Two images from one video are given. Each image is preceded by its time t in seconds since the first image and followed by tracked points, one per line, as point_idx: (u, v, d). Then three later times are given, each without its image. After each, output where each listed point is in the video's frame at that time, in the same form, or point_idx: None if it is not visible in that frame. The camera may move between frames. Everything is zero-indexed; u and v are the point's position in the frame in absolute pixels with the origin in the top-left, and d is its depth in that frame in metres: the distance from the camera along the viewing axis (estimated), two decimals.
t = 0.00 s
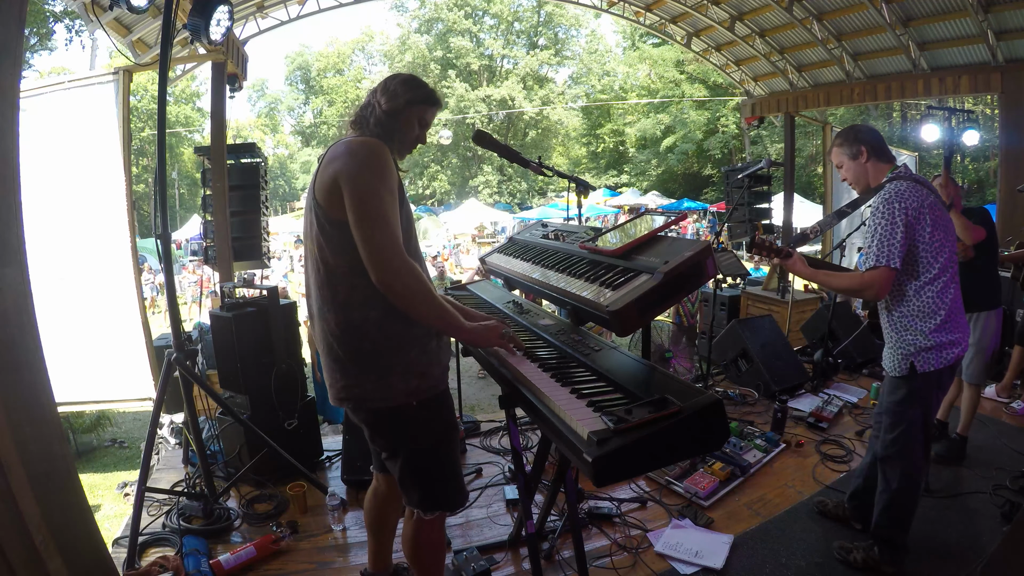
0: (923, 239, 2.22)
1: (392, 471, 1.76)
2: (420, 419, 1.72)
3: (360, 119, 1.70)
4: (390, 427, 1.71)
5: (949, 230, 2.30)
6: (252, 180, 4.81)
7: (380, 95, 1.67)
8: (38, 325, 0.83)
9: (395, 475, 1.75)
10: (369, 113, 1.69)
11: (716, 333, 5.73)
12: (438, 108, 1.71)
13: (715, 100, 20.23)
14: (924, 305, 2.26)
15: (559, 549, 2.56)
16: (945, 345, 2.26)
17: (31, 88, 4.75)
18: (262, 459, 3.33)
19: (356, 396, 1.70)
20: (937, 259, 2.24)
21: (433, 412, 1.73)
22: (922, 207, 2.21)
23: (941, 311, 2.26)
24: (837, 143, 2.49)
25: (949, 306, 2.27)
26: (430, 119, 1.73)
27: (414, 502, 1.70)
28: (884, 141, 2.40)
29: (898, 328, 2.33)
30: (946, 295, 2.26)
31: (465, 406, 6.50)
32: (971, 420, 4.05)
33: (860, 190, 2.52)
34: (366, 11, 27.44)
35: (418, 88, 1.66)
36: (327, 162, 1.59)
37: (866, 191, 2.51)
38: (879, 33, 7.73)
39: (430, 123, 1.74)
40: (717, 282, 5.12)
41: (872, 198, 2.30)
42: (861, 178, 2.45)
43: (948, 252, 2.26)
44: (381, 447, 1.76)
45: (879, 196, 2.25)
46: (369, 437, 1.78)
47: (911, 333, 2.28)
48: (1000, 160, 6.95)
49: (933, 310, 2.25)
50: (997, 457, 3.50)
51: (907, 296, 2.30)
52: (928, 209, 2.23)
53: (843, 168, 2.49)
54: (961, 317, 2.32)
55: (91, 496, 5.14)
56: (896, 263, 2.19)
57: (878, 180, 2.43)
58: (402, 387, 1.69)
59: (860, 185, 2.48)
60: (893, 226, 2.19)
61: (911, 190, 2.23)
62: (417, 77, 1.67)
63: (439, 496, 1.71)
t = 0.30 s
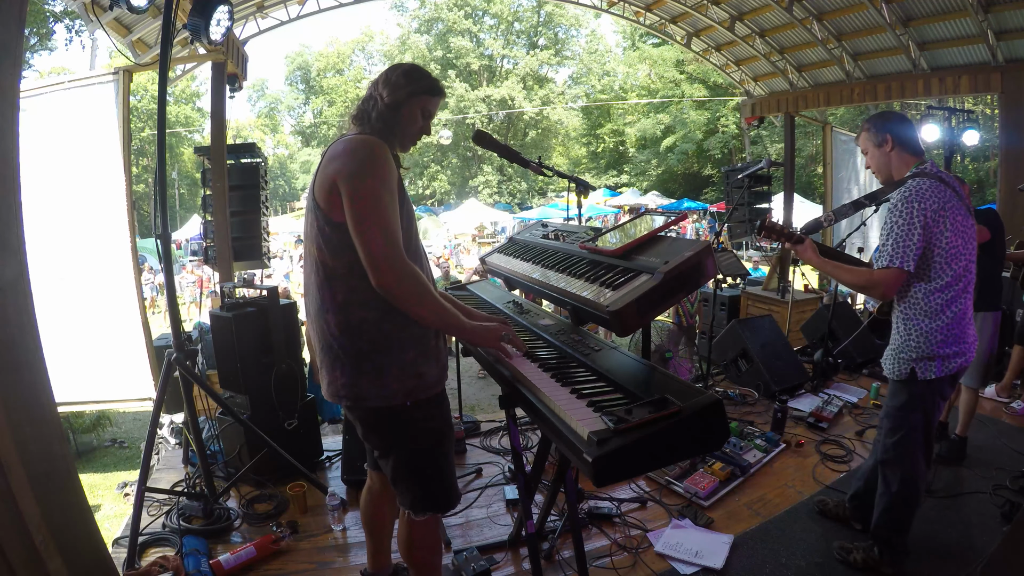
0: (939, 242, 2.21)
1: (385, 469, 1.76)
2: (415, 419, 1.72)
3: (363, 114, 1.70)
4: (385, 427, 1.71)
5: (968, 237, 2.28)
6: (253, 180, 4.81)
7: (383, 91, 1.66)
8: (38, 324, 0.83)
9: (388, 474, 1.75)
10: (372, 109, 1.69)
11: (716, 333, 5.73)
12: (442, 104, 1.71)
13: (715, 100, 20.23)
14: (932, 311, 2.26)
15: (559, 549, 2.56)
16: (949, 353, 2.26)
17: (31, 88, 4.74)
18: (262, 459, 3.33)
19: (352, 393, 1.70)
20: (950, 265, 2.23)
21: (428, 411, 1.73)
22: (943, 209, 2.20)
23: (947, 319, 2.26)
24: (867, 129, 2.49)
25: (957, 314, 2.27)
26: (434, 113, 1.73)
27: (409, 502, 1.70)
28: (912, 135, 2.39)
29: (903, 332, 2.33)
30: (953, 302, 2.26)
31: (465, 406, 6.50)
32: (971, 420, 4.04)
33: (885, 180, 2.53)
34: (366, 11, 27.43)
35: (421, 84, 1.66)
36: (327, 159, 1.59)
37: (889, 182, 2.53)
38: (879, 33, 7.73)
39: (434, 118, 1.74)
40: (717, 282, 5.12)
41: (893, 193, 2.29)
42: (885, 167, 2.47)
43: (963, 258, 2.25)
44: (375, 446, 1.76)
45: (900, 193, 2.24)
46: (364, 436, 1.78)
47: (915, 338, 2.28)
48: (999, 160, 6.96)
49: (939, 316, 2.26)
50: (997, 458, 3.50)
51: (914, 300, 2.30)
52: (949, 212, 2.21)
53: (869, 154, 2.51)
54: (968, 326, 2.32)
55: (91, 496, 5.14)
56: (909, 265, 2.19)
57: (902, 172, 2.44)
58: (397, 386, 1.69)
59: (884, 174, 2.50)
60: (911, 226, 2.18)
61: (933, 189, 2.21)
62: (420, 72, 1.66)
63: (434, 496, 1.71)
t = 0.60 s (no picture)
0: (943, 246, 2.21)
1: (376, 468, 1.76)
2: (406, 420, 1.71)
3: (374, 112, 1.71)
4: (376, 427, 1.71)
5: (971, 239, 2.29)
6: (252, 180, 4.81)
7: (395, 91, 1.66)
8: (38, 324, 0.83)
9: (379, 474, 1.75)
10: (383, 108, 1.69)
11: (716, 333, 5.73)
12: (455, 107, 1.70)
13: (716, 100, 20.21)
14: (940, 316, 2.26)
15: (559, 549, 2.56)
16: (957, 357, 2.26)
17: (31, 88, 4.74)
18: (262, 459, 3.33)
19: (345, 391, 1.70)
20: (955, 269, 2.24)
21: (419, 411, 1.73)
22: (945, 213, 2.20)
23: (954, 323, 2.26)
24: (863, 137, 2.49)
25: (964, 318, 2.28)
26: (448, 116, 1.73)
27: (401, 504, 1.70)
28: (908, 139, 2.39)
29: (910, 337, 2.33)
30: (960, 306, 2.27)
31: (465, 406, 6.50)
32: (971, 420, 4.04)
33: (885, 185, 2.52)
34: (366, 11, 27.43)
35: (435, 85, 1.66)
36: (334, 157, 1.59)
37: (889, 186, 2.52)
38: (879, 33, 7.73)
39: (447, 121, 1.73)
40: (717, 282, 5.13)
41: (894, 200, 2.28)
42: (883, 174, 2.47)
43: (967, 262, 2.26)
44: (366, 445, 1.76)
45: (902, 199, 2.23)
46: (355, 434, 1.78)
47: (922, 343, 2.27)
48: (999, 160, 6.96)
49: (947, 321, 2.26)
50: (997, 458, 3.50)
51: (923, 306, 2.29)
52: (952, 216, 2.21)
53: (867, 163, 2.51)
54: (974, 328, 2.32)
55: (91, 496, 5.14)
56: (918, 273, 2.19)
57: (902, 176, 2.44)
58: (389, 386, 1.69)
59: (883, 179, 2.49)
60: (915, 233, 2.18)
61: (934, 194, 2.20)
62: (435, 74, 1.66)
63: (426, 496, 1.71)
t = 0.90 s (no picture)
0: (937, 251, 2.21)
1: (371, 468, 1.76)
2: (402, 420, 1.71)
3: (380, 111, 1.71)
4: (372, 427, 1.71)
5: (965, 239, 2.29)
6: (252, 180, 4.81)
7: (403, 91, 1.66)
8: (38, 324, 0.83)
9: (374, 474, 1.75)
10: (389, 108, 1.69)
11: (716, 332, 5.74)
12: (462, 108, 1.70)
13: (716, 100, 20.20)
14: (941, 317, 2.26)
15: (559, 549, 2.56)
16: (958, 353, 2.26)
17: (31, 88, 4.74)
18: (262, 459, 3.33)
19: (342, 391, 1.70)
20: (952, 272, 2.24)
21: (415, 412, 1.73)
22: (936, 219, 2.20)
23: (954, 321, 2.27)
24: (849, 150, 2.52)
25: (965, 314, 2.28)
26: (454, 117, 1.73)
27: (397, 504, 1.71)
28: (891, 146, 2.41)
29: (912, 337, 2.33)
30: (960, 305, 2.27)
31: (465, 406, 6.50)
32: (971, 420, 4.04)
33: (876, 194, 2.55)
34: (366, 11, 27.42)
35: (443, 86, 1.65)
36: (339, 158, 1.59)
37: (881, 195, 2.54)
38: (878, 33, 7.73)
39: (453, 122, 1.73)
40: (717, 282, 5.13)
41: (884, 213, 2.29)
42: (872, 182, 2.49)
43: (963, 262, 2.26)
44: (361, 444, 1.76)
45: (890, 212, 2.25)
46: (350, 434, 1.78)
47: (923, 342, 2.28)
48: (999, 161, 6.97)
49: (948, 321, 2.26)
50: (997, 458, 3.50)
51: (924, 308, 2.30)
52: (942, 221, 2.20)
53: (857, 174, 2.54)
54: (976, 324, 2.32)
55: (91, 496, 5.14)
56: (917, 280, 2.20)
57: (890, 184, 2.46)
58: (386, 387, 1.69)
59: (873, 188, 2.52)
60: (907, 244, 2.19)
61: (923, 203, 2.21)
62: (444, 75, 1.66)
63: (422, 496, 1.72)
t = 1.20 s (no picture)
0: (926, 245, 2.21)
1: (367, 468, 1.76)
2: (401, 420, 1.72)
3: (384, 111, 1.72)
4: (371, 427, 1.71)
5: (952, 233, 2.31)
6: (252, 179, 4.82)
7: (406, 91, 1.66)
8: (37, 324, 0.83)
9: (370, 474, 1.75)
10: (393, 108, 1.70)
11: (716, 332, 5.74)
12: (467, 107, 1.69)
13: (716, 100, 20.19)
14: (934, 308, 2.27)
15: (559, 549, 2.57)
16: (953, 345, 2.27)
17: (32, 88, 4.75)
18: (262, 458, 3.34)
19: (342, 392, 1.70)
20: (943, 264, 2.24)
21: (413, 412, 1.73)
22: (923, 214, 2.21)
23: (949, 312, 2.27)
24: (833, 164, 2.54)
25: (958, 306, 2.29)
26: (459, 115, 1.72)
27: (394, 504, 1.70)
28: (874, 155, 2.43)
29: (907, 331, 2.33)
30: (953, 296, 2.27)
31: (465, 406, 6.51)
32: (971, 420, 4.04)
33: (864, 204, 2.55)
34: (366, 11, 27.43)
35: (447, 86, 1.65)
36: (342, 159, 1.59)
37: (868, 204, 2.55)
38: (878, 33, 7.73)
39: (458, 120, 1.72)
40: (717, 283, 5.13)
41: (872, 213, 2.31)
42: (860, 194, 2.50)
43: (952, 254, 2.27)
44: (358, 444, 1.76)
45: (877, 211, 2.27)
46: (346, 434, 1.78)
47: (919, 335, 2.28)
48: (999, 161, 6.98)
49: (942, 312, 2.26)
50: (996, 458, 3.50)
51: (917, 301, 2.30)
52: (929, 215, 2.22)
53: (843, 186, 2.54)
54: (968, 315, 2.34)
55: (91, 496, 5.14)
56: (909, 272, 2.20)
57: (876, 193, 2.47)
58: (386, 387, 1.69)
59: (860, 199, 2.53)
60: (895, 238, 2.20)
61: (909, 201, 2.23)
62: (449, 76, 1.65)
63: (418, 495, 1.72)
